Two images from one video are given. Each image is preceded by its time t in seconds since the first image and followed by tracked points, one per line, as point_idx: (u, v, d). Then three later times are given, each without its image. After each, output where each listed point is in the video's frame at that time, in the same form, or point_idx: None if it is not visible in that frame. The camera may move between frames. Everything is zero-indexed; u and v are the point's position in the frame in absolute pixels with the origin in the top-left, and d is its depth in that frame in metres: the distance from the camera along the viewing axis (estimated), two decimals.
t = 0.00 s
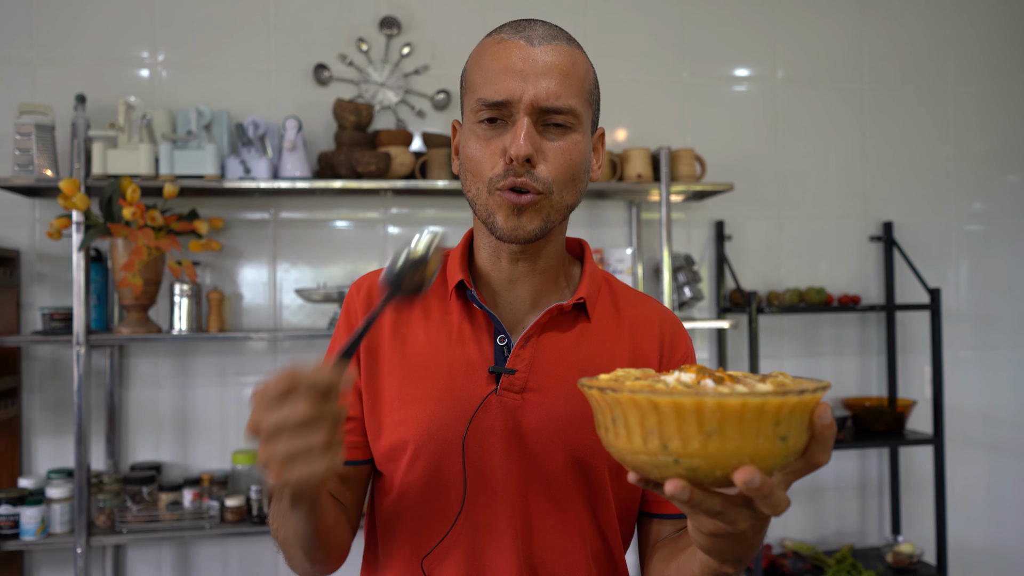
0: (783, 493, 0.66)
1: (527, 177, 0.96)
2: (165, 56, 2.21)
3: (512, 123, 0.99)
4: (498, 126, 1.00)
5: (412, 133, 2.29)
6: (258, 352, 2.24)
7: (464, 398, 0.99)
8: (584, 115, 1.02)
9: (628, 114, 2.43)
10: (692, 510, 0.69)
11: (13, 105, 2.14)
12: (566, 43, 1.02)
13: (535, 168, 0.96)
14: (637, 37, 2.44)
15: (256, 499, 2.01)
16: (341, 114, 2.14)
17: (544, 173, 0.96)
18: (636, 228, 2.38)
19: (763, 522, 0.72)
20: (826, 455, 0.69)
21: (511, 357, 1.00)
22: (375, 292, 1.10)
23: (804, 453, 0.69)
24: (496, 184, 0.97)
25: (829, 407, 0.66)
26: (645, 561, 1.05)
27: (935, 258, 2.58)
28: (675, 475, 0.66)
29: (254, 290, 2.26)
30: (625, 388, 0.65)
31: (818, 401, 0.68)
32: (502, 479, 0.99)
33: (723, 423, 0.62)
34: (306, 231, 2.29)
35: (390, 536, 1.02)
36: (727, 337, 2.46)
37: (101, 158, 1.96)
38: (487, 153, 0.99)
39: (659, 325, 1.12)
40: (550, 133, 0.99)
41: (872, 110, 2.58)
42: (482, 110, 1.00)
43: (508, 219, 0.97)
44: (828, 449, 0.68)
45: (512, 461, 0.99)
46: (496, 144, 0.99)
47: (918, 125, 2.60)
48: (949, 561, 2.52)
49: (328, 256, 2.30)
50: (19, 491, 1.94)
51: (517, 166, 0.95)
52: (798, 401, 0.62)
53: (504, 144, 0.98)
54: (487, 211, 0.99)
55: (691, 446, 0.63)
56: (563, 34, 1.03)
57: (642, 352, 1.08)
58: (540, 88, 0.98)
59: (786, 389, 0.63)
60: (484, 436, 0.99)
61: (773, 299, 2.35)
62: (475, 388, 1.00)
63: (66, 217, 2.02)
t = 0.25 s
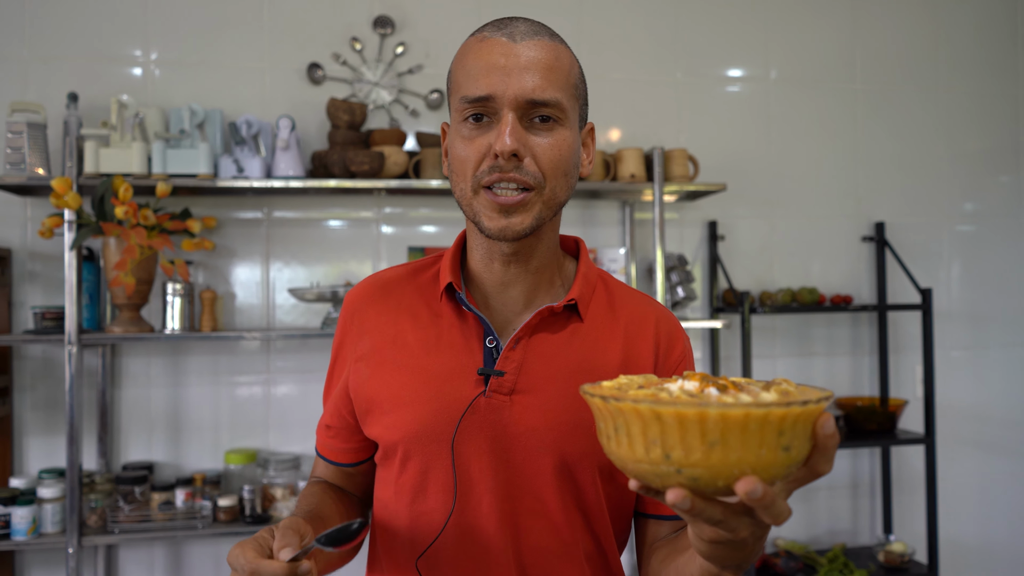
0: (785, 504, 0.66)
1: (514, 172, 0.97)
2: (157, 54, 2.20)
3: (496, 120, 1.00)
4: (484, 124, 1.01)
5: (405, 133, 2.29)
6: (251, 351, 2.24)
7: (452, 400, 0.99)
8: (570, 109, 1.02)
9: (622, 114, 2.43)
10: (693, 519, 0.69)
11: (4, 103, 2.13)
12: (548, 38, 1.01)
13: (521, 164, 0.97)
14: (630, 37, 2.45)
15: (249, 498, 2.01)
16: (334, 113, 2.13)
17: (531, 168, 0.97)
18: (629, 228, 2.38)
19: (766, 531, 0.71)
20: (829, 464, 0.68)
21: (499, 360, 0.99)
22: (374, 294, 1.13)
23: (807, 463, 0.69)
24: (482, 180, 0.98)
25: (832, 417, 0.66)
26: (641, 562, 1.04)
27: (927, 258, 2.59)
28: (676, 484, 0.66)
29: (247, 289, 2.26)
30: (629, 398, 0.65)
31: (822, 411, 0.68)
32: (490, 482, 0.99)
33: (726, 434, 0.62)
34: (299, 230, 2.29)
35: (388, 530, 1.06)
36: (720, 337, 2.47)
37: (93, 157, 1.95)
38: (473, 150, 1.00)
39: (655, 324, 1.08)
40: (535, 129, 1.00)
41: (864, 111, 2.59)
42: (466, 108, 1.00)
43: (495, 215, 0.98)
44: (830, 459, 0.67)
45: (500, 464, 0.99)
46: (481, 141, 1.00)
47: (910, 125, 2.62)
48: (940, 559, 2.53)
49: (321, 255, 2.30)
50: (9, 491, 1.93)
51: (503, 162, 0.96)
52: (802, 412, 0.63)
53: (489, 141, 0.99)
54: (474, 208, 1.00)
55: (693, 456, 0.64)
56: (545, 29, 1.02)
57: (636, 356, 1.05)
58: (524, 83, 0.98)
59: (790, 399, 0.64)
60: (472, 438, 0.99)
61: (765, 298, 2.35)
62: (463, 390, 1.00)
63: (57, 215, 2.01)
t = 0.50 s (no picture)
0: (775, 498, 0.66)
1: (506, 171, 0.98)
2: (155, 54, 2.20)
3: (484, 121, 1.00)
4: (472, 126, 1.01)
5: (403, 132, 2.29)
6: (250, 351, 2.24)
7: (453, 398, 1.00)
8: (558, 105, 1.02)
9: (619, 113, 2.43)
10: (684, 514, 0.69)
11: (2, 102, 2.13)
12: (531, 37, 1.01)
13: (511, 163, 0.98)
14: (628, 37, 2.45)
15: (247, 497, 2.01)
16: (332, 113, 2.14)
17: (521, 166, 0.98)
18: (627, 227, 2.38)
19: (757, 525, 0.72)
20: (819, 459, 0.68)
21: (499, 357, 1.00)
22: (372, 295, 1.13)
23: (797, 458, 0.69)
24: (475, 179, 0.99)
25: (821, 412, 0.66)
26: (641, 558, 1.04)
27: (924, 257, 2.60)
28: (666, 480, 0.66)
29: (245, 288, 2.26)
30: (617, 394, 0.65)
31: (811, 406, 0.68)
32: (492, 478, 0.99)
33: (714, 429, 0.62)
34: (298, 230, 2.29)
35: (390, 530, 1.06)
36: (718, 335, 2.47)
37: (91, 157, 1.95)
38: (462, 153, 1.00)
39: (654, 321, 1.08)
40: (524, 127, 1.00)
41: (862, 110, 2.59)
42: (454, 111, 1.01)
43: (489, 214, 0.99)
44: (820, 454, 0.68)
45: (501, 461, 0.99)
46: (471, 143, 1.00)
47: (908, 124, 2.62)
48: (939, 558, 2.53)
49: (319, 255, 2.30)
50: (8, 491, 1.93)
51: (493, 162, 0.97)
52: (789, 407, 0.63)
53: (478, 142, 0.99)
54: (467, 209, 1.01)
55: (682, 452, 0.64)
56: (527, 28, 1.02)
57: (634, 353, 1.05)
58: (508, 83, 0.98)
59: (778, 394, 0.64)
60: (473, 435, 0.99)
61: (764, 298, 2.33)
62: (463, 388, 1.00)
63: (55, 215, 2.01)
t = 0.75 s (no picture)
0: (760, 486, 0.67)
1: (506, 171, 0.97)
2: (153, 53, 2.20)
3: (484, 122, 1.00)
4: (472, 126, 1.01)
5: (401, 131, 2.29)
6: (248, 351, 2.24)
7: (456, 394, 1.00)
8: (557, 106, 1.02)
9: (618, 112, 2.43)
10: (672, 502, 0.69)
11: None
12: (531, 39, 1.02)
13: (511, 163, 0.97)
14: (626, 36, 2.45)
15: (246, 497, 2.01)
16: (330, 112, 2.14)
17: (521, 166, 0.97)
18: (625, 226, 2.38)
19: (745, 513, 0.72)
20: (805, 448, 0.68)
21: (501, 353, 1.00)
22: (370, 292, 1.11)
23: (783, 447, 0.69)
24: (475, 180, 0.98)
25: (805, 401, 0.66)
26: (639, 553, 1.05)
27: (922, 257, 2.60)
28: (653, 467, 0.66)
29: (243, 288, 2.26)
30: (604, 383, 0.65)
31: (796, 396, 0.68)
32: (497, 473, 0.99)
33: (698, 416, 0.62)
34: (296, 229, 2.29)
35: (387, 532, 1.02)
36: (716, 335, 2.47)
37: (89, 156, 1.95)
38: (462, 153, 1.00)
39: (651, 317, 1.11)
40: (523, 128, 1.00)
41: (860, 110, 2.60)
42: (454, 112, 1.01)
43: (490, 214, 0.98)
44: (805, 443, 0.68)
45: (506, 456, 0.99)
46: (471, 143, 1.00)
47: (905, 124, 2.62)
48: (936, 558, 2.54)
49: (317, 254, 2.30)
50: (5, 490, 1.93)
51: (493, 162, 0.97)
52: (772, 395, 0.63)
53: (478, 142, 0.99)
54: (469, 208, 1.00)
55: (667, 439, 0.64)
56: (526, 31, 1.03)
57: (633, 347, 1.07)
58: (508, 85, 0.98)
59: (762, 383, 0.64)
60: (476, 430, 0.99)
61: (761, 297, 2.37)
62: (467, 384, 1.01)
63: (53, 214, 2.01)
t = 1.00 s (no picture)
0: (755, 487, 0.67)
1: (517, 177, 0.98)
2: (152, 52, 2.20)
3: (498, 125, 1.00)
4: (485, 128, 1.01)
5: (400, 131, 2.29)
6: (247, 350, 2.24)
7: (463, 392, 1.01)
8: (569, 112, 1.03)
9: (616, 112, 2.44)
10: (668, 502, 0.69)
11: None
12: (547, 44, 1.02)
13: (524, 169, 0.98)
14: (625, 36, 2.46)
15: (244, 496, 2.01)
16: (329, 111, 2.14)
17: (534, 173, 0.98)
18: (623, 226, 2.39)
19: (741, 514, 0.72)
20: (799, 449, 0.69)
21: (508, 352, 1.01)
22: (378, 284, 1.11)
23: (777, 448, 0.69)
24: (486, 182, 0.99)
25: (800, 403, 0.67)
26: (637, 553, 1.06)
27: (919, 257, 2.61)
28: (649, 468, 0.66)
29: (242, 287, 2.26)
30: (601, 384, 0.65)
31: (790, 398, 0.68)
32: (501, 470, 0.99)
33: (693, 418, 0.63)
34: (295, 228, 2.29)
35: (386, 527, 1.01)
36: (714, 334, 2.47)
37: (87, 155, 1.95)
38: (474, 155, 1.00)
39: (652, 320, 1.13)
40: (537, 133, 1.00)
41: (858, 110, 2.60)
42: (468, 113, 1.00)
43: (499, 218, 0.99)
44: (800, 444, 0.68)
45: (510, 454, 0.99)
46: (483, 146, 0.99)
47: (903, 124, 2.63)
48: (933, 557, 2.54)
49: (316, 253, 2.30)
50: (4, 489, 1.93)
51: (505, 166, 0.97)
52: (766, 397, 0.63)
53: (491, 145, 0.99)
54: (478, 211, 1.01)
55: (663, 440, 0.64)
56: (543, 35, 1.03)
57: (635, 350, 1.09)
58: (524, 90, 0.98)
59: (757, 385, 0.64)
60: (481, 428, 1.00)
61: (759, 297, 2.38)
62: (473, 381, 1.01)
63: (51, 214, 2.01)
